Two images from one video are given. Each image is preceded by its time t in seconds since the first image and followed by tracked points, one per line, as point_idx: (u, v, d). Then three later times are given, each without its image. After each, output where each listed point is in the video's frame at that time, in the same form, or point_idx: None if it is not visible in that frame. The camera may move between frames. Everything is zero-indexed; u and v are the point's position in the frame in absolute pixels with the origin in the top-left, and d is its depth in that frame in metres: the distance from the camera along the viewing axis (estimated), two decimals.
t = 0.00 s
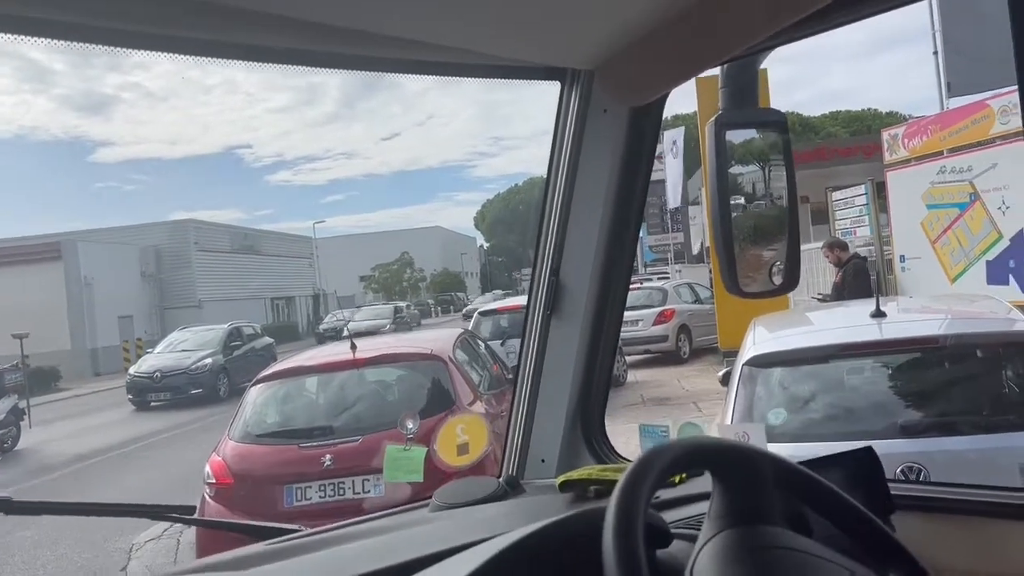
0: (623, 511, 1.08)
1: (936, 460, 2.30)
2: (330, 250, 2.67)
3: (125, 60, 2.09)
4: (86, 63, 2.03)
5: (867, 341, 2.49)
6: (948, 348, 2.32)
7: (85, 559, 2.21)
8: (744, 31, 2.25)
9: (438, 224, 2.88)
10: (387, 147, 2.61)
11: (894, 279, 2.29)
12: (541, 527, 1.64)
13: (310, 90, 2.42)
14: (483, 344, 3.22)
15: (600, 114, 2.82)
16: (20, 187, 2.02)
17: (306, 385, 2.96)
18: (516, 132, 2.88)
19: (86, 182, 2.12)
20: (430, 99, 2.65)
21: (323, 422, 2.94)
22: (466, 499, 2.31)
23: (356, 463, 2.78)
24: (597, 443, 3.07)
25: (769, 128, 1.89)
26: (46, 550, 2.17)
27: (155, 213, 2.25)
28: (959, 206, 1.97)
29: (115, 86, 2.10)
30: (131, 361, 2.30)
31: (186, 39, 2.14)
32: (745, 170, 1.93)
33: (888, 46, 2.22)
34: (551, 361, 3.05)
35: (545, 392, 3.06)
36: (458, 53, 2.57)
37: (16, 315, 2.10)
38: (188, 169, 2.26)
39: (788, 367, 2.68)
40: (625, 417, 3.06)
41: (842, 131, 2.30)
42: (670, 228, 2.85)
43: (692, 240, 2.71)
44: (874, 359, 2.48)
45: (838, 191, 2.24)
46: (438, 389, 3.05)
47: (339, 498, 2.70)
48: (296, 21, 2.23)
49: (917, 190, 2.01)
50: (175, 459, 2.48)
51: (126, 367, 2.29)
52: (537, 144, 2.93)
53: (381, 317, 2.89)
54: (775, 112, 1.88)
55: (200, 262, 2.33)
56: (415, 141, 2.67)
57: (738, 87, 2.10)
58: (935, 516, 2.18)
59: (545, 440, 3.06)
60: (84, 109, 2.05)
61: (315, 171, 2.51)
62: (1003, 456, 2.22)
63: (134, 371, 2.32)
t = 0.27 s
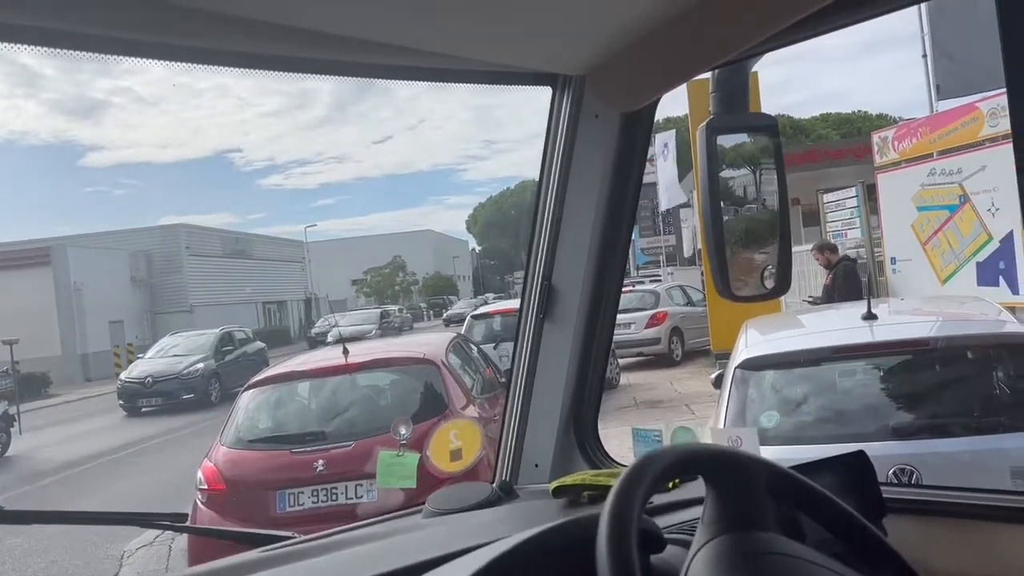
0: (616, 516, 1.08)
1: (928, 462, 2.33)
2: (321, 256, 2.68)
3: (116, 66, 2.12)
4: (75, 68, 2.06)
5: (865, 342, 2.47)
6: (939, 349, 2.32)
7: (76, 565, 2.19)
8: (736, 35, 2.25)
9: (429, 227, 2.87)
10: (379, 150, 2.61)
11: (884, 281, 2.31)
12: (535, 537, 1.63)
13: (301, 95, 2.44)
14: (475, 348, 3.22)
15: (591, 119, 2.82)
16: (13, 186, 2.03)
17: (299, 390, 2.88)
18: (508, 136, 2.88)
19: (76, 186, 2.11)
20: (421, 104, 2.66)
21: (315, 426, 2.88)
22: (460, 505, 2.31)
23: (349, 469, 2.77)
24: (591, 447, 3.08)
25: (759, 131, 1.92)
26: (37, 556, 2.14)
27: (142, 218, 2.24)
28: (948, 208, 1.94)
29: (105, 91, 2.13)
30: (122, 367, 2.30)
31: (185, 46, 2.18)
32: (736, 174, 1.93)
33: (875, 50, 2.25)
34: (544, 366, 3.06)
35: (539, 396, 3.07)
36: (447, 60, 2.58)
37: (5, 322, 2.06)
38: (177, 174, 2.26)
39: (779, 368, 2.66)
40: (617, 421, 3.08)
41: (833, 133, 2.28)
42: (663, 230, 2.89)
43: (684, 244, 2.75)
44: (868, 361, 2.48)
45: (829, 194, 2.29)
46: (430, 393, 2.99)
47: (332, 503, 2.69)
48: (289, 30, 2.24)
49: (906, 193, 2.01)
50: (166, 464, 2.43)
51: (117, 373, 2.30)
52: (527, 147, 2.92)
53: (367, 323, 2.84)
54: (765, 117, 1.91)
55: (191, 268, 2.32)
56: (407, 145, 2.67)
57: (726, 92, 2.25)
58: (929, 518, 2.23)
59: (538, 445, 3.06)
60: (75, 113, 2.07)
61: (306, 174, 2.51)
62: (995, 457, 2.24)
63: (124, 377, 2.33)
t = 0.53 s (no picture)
0: (617, 512, 1.09)
1: (923, 462, 2.33)
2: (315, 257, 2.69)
3: (109, 65, 2.11)
4: (70, 67, 2.05)
5: (855, 343, 2.50)
6: (934, 349, 2.32)
7: (70, 566, 2.19)
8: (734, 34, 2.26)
9: (423, 228, 2.87)
10: (373, 151, 2.61)
11: (878, 280, 2.32)
12: (532, 538, 1.63)
13: (295, 94, 2.43)
14: (470, 348, 3.20)
15: (588, 119, 2.83)
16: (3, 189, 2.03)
17: (293, 391, 2.88)
18: (503, 136, 2.88)
19: (69, 186, 2.12)
20: (416, 104, 2.66)
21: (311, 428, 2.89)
22: (457, 505, 2.31)
23: (344, 470, 2.77)
24: (587, 446, 3.09)
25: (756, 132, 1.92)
26: (32, 557, 2.13)
27: (136, 219, 2.25)
28: (942, 209, 1.99)
29: (98, 91, 2.12)
30: (116, 368, 2.29)
31: (176, 45, 2.16)
32: (731, 174, 1.93)
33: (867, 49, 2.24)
34: (539, 365, 3.06)
35: (534, 396, 3.08)
36: (441, 58, 2.58)
37: None
38: (169, 174, 2.26)
39: (774, 368, 2.68)
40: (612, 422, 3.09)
41: (826, 135, 2.30)
42: (656, 231, 2.89)
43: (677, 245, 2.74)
44: (861, 361, 2.49)
45: (823, 194, 2.29)
46: (426, 393, 3.01)
47: (328, 504, 2.69)
48: (286, 30, 2.25)
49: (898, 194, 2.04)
50: (161, 463, 2.44)
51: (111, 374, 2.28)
52: (522, 148, 2.93)
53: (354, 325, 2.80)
54: (760, 117, 1.92)
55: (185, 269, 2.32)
56: (401, 146, 2.67)
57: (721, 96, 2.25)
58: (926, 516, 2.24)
59: (535, 445, 3.06)
60: (69, 114, 2.07)
61: (299, 175, 2.51)
62: (990, 457, 2.24)
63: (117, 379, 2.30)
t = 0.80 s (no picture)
0: (613, 511, 1.09)
1: (918, 462, 2.33)
2: (313, 253, 2.66)
3: (106, 63, 2.11)
4: (66, 65, 2.05)
5: (848, 342, 2.51)
6: (928, 349, 2.33)
7: (65, 565, 2.18)
8: (731, 33, 2.26)
9: (421, 226, 2.87)
10: (370, 149, 2.61)
11: (874, 279, 2.32)
12: (528, 538, 1.63)
13: (292, 93, 2.42)
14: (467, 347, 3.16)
15: (585, 119, 2.84)
16: None
17: (289, 389, 2.84)
18: (499, 134, 2.88)
19: (64, 184, 2.12)
20: (413, 101, 2.66)
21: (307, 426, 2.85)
22: (453, 503, 2.31)
23: (340, 468, 2.76)
24: (582, 444, 3.12)
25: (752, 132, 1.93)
26: (27, 555, 2.13)
27: (133, 216, 2.25)
28: (937, 209, 1.98)
29: (94, 88, 2.12)
30: (112, 366, 2.28)
31: (174, 43, 2.16)
32: (728, 174, 1.95)
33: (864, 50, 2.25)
34: (535, 364, 3.09)
35: (531, 394, 3.10)
36: (439, 57, 2.58)
37: None
38: (164, 171, 2.26)
39: (770, 367, 2.69)
40: (607, 420, 3.10)
41: (823, 134, 2.28)
42: (653, 231, 2.88)
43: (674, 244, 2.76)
44: (856, 360, 2.49)
45: (820, 194, 2.27)
46: (422, 392, 2.98)
47: (323, 502, 2.70)
48: (284, 29, 2.25)
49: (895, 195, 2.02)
50: (155, 463, 2.41)
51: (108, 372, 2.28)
52: (519, 146, 2.93)
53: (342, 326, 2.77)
54: (757, 118, 1.92)
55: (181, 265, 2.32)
56: (398, 144, 2.67)
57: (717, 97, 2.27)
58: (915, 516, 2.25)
59: (531, 444, 3.09)
60: (64, 111, 2.07)
61: (297, 173, 2.51)
62: (985, 457, 2.25)
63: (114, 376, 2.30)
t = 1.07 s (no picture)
0: (612, 502, 1.09)
1: (918, 456, 2.35)
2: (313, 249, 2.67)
3: (105, 55, 2.10)
4: (64, 56, 2.04)
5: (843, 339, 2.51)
6: (926, 345, 2.34)
7: (64, 557, 2.19)
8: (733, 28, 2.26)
9: (420, 222, 2.85)
10: (370, 143, 2.61)
11: (873, 279, 2.30)
12: (528, 531, 1.62)
13: (291, 86, 2.41)
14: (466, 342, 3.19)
15: (586, 113, 2.83)
16: None
17: (288, 382, 2.89)
18: (499, 129, 2.88)
19: (63, 177, 2.12)
20: (412, 96, 2.64)
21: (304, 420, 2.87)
22: (453, 496, 2.31)
23: (339, 461, 2.76)
24: (581, 437, 3.12)
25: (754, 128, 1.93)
26: (26, 547, 2.17)
27: (130, 209, 2.24)
28: (937, 206, 1.97)
29: (94, 80, 2.12)
30: (110, 359, 2.29)
31: (172, 33, 2.14)
32: (728, 169, 1.95)
33: (865, 46, 2.24)
34: (536, 358, 3.09)
35: (531, 388, 3.10)
36: (439, 49, 2.56)
37: None
38: (162, 163, 2.25)
39: (768, 363, 2.70)
40: (604, 415, 3.11)
41: (823, 131, 2.30)
42: (652, 227, 2.88)
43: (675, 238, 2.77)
44: (854, 357, 2.50)
45: (820, 190, 2.23)
46: (421, 386, 3.00)
47: (322, 495, 2.69)
48: (285, 21, 2.23)
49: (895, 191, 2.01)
50: (153, 454, 2.43)
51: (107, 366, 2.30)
52: (520, 142, 2.94)
53: (333, 320, 2.79)
54: (757, 114, 1.92)
55: (180, 261, 2.31)
56: (398, 139, 2.67)
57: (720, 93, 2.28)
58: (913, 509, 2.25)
59: (531, 437, 3.09)
60: (63, 103, 2.06)
61: (297, 167, 2.50)
62: (983, 452, 2.26)
63: (113, 369, 2.32)
